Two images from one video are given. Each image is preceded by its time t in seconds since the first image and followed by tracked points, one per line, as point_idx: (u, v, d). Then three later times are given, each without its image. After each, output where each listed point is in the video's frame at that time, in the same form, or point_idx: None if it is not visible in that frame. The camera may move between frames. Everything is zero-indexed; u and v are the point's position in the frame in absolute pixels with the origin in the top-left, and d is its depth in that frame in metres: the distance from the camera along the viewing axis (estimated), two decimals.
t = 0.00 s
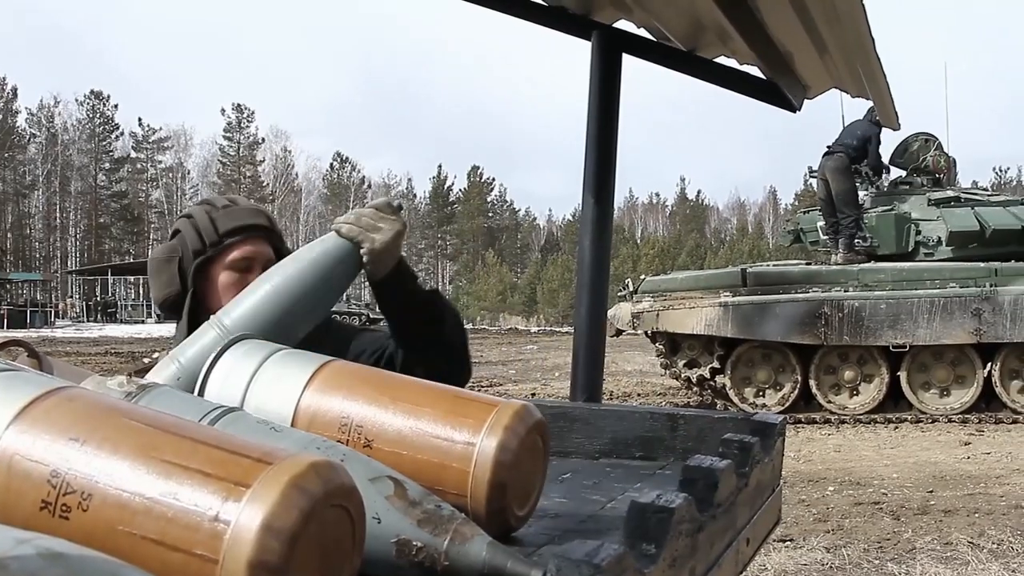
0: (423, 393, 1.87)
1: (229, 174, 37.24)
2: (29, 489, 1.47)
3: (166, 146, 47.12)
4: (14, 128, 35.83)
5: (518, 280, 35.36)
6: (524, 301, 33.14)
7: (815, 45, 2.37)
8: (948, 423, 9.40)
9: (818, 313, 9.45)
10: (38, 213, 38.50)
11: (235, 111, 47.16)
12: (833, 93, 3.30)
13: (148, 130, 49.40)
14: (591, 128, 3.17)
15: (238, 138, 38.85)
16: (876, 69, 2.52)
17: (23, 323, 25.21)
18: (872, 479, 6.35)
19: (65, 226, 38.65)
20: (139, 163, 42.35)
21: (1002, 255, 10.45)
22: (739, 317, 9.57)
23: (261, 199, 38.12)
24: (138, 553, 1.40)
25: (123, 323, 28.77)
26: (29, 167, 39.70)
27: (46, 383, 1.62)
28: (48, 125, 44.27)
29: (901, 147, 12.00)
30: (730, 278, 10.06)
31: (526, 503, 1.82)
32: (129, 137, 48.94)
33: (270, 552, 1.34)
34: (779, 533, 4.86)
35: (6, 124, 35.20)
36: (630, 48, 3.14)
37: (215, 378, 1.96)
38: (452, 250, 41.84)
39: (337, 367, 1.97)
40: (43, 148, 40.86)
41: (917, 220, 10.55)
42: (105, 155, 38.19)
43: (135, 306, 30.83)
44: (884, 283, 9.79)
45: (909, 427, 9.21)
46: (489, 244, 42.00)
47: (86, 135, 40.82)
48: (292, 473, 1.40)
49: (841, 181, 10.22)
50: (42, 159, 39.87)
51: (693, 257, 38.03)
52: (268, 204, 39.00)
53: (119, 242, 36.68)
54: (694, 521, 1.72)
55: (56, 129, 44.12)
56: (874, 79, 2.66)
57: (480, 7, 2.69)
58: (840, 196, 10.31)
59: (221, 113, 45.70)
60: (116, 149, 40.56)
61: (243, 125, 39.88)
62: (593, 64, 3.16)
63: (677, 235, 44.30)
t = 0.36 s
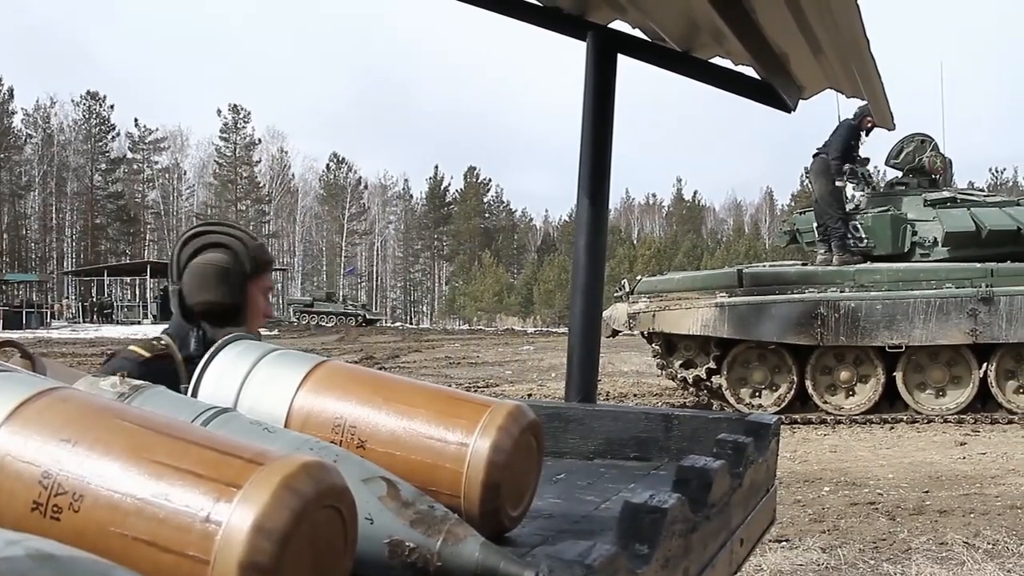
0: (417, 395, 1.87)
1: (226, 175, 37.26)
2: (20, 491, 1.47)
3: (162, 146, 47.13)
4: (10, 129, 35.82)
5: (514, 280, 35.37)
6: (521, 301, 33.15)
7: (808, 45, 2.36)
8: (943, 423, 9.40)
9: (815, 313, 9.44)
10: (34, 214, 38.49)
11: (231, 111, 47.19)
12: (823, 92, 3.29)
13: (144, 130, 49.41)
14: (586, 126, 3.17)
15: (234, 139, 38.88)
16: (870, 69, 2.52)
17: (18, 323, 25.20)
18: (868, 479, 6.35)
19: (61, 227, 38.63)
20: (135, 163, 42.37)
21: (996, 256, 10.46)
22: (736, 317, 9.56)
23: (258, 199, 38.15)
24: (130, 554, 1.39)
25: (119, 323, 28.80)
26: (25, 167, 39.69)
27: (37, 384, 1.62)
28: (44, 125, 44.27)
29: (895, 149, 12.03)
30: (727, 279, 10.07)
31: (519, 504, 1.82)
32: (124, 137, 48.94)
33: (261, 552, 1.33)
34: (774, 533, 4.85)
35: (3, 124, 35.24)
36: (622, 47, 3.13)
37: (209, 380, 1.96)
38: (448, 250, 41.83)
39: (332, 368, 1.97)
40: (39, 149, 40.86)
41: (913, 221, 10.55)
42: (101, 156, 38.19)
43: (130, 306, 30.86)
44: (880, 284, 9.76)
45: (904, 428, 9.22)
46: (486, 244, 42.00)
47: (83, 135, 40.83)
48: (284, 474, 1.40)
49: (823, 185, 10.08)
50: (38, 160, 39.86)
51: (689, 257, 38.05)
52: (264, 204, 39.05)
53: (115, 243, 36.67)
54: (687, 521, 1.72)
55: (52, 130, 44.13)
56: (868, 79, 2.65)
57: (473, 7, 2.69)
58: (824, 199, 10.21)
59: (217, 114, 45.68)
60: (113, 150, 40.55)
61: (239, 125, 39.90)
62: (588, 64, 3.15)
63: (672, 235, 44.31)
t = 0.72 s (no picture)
0: (395, 395, 1.87)
1: (209, 175, 37.13)
2: None
3: (144, 146, 46.89)
4: None
5: (498, 281, 35.39)
6: (504, 302, 33.18)
7: (786, 44, 2.36)
8: (924, 423, 9.43)
9: (797, 313, 9.49)
10: (15, 214, 38.23)
11: (214, 111, 47.06)
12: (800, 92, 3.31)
13: (127, 130, 49.21)
14: (566, 126, 3.16)
15: (217, 139, 38.76)
16: (848, 70, 2.52)
17: None
18: (849, 479, 6.36)
19: (43, 227, 38.40)
20: (117, 163, 42.17)
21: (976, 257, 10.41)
22: (718, 317, 9.59)
23: (241, 199, 38.14)
24: (103, 554, 1.39)
25: (99, 324, 28.64)
26: (6, 167, 39.43)
27: (12, 384, 1.62)
28: (25, 125, 44.00)
29: (877, 150, 12.13)
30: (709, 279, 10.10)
31: (498, 504, 1.82)
32: (106, 137, 48.70)
33: (235, 553, 1.33)
34: (755, 533, 4.85)
35: None
36: (602, 48, 3.14)
37: (186, 380, 1.96)
38: (432, 250, 41.81)
39: (310, 368, 1.97)
40: (20, 149, 40.58)
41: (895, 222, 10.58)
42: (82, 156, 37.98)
43: (111, 307, 30.68)
44: (862, 284, 9.78)
45: (885, 427, 9.26)
46: (470, 245, 41.98)
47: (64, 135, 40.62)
48: (258, 475, 1.40)
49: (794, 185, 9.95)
50: (18, 160, 39.59)
51: (671, 257, 38.16)
52: (247, 204, 38.97)
53: (97, 243, 36.47)
54: (664, 521, 1.72)
55: (33, 130, 43.86)
56: (847, 79, 2.65)
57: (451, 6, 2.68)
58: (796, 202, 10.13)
59: (200, 113, 45.51)
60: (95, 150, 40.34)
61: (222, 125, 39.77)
62: (568, 64, 3.15)
63: (656, 235, 44.43)
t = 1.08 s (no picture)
0: (359, 394, 1.85)
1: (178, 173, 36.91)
2: None
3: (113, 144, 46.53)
4: None
5: (468, 280, 35.44)
6: (474, 301, 33.25)
7: (751, 44, 2.36)
8: (891, 422, 9.50)
9: (765, 313, 9.54)
10: None
11: (184, 108, 46.83)
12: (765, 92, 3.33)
13: (96, 128, 48.85)
14: (532, 125, 3.16)
15: (186, 137, 38.57)
16: (813, 70, 2.53)
17: None
18: (816, 478, 6.40)
19: (9, 226, 38.03)
20: (85, 161, 41.82)
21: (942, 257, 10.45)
22: (686, 317, 9.64)
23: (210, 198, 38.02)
24: (60, 555, 1.37)
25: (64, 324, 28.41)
26: None
27: None
28: None
29: (845, 151, 12.26)
30: (678, 279, 10.14)
31: (461, 503, 1.81)
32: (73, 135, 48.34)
33: (192, 553, 1.31)
34: (724, 531, 4.87)
35: None
36: (570, 47, 3.15)
37: (148, 380, 1.96)
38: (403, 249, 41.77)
39: (273, 367, 1.96)
40: None
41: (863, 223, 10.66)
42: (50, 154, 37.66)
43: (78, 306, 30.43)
44: (830, 284, 9.81)
45: (853, 427, 9.33)
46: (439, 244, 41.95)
47: (31, 133, 40.25)
48: (215, 474, 1.38)
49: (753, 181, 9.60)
50: None
51: (642, 257, 38.37)
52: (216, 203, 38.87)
53: (65, 242, 36.13)
54: (627, 520, 1.72)
55: None
56: (812, 79, 2.66)
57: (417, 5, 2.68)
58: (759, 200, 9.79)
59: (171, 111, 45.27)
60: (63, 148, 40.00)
61: (191, 123, 39.57)
62: (535, 62, 3.16)
63: (626, 235, 44.62)
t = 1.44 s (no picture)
0: (308, 393, 1.84)
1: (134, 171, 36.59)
2: None
3: (68, 141, 45.96)
4: None
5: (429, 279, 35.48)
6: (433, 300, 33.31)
7: (702, 44, 2.36)
8: (846, 420, 9.57)
9: (722, 313, 9.64)
10: None
11: (141, 106, 46.47)
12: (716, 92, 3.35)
13: (50, 125, 48.24)
14: (487, 123, 3.17)
15: (141, 135, 38.19)
16: (763, 70, 2.54)
17: None
18: (772, 475, 6.44)
19: None
20: (39, 158, 41.25)
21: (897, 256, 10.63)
22: (644, 317, 9.74)
23: (166, 195, 37.75)
24: None
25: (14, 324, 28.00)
26: None
27: None
28: None
29: (802, 150, 12.33)
30: (636, 278, 10.16)
31: (410, 503, 1.81)
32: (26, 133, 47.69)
33: (131, 554, 1.29)
34: (681, 529, 4.90)
35: None
36: (523, 46, 3.15)
37: (94, 380, 1.94)
38: (362, 247, 41.71)
39: (222, 366, 1.94)
40: None
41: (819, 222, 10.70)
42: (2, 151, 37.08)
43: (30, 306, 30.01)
44: (785, 283, 9.91)
45: (808, 424, 9.39)
46: (397, 242, 41.88)
47: None
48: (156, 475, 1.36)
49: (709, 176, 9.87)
50: None
51: (601, 256, 38.76)
52: (172, 201, 38.66)
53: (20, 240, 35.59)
54: (576, 519, 1.72)
55: None
56: (763, 79, 2.68)
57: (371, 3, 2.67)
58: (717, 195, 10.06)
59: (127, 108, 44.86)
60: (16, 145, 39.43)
61: (147, 121, 39.22)
62: (489, 60, 3.17)
63: (587, 234, 44.93)
